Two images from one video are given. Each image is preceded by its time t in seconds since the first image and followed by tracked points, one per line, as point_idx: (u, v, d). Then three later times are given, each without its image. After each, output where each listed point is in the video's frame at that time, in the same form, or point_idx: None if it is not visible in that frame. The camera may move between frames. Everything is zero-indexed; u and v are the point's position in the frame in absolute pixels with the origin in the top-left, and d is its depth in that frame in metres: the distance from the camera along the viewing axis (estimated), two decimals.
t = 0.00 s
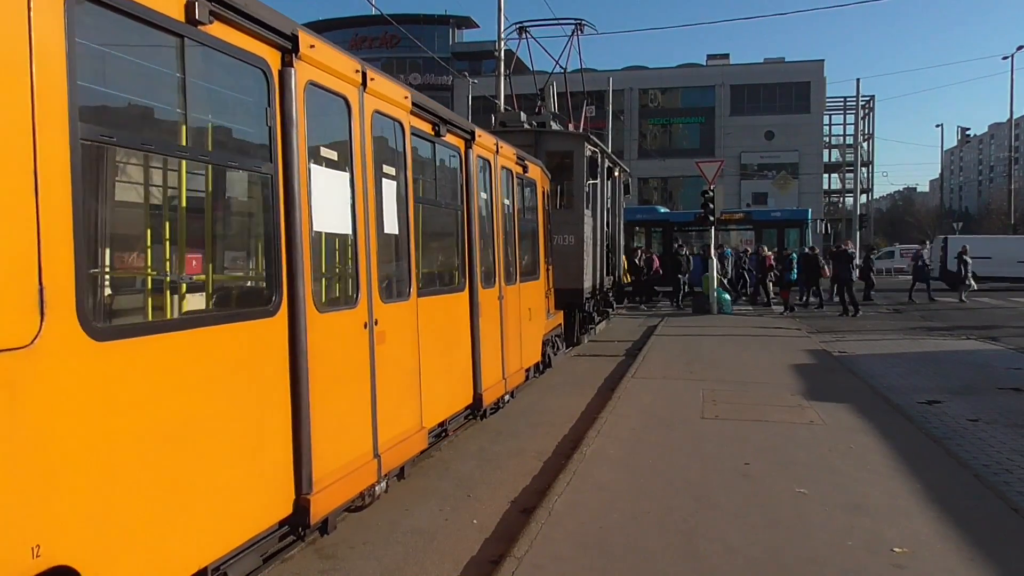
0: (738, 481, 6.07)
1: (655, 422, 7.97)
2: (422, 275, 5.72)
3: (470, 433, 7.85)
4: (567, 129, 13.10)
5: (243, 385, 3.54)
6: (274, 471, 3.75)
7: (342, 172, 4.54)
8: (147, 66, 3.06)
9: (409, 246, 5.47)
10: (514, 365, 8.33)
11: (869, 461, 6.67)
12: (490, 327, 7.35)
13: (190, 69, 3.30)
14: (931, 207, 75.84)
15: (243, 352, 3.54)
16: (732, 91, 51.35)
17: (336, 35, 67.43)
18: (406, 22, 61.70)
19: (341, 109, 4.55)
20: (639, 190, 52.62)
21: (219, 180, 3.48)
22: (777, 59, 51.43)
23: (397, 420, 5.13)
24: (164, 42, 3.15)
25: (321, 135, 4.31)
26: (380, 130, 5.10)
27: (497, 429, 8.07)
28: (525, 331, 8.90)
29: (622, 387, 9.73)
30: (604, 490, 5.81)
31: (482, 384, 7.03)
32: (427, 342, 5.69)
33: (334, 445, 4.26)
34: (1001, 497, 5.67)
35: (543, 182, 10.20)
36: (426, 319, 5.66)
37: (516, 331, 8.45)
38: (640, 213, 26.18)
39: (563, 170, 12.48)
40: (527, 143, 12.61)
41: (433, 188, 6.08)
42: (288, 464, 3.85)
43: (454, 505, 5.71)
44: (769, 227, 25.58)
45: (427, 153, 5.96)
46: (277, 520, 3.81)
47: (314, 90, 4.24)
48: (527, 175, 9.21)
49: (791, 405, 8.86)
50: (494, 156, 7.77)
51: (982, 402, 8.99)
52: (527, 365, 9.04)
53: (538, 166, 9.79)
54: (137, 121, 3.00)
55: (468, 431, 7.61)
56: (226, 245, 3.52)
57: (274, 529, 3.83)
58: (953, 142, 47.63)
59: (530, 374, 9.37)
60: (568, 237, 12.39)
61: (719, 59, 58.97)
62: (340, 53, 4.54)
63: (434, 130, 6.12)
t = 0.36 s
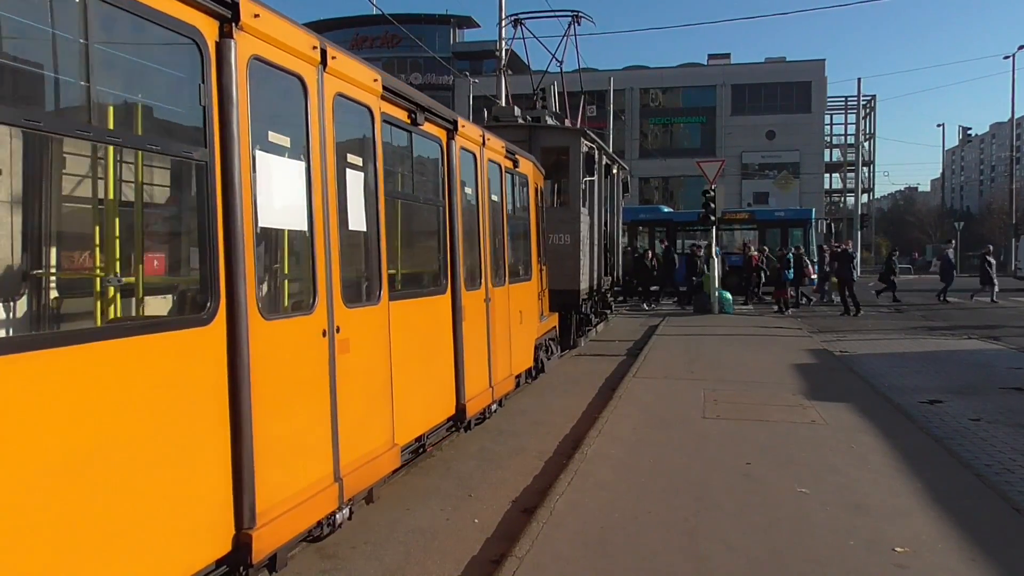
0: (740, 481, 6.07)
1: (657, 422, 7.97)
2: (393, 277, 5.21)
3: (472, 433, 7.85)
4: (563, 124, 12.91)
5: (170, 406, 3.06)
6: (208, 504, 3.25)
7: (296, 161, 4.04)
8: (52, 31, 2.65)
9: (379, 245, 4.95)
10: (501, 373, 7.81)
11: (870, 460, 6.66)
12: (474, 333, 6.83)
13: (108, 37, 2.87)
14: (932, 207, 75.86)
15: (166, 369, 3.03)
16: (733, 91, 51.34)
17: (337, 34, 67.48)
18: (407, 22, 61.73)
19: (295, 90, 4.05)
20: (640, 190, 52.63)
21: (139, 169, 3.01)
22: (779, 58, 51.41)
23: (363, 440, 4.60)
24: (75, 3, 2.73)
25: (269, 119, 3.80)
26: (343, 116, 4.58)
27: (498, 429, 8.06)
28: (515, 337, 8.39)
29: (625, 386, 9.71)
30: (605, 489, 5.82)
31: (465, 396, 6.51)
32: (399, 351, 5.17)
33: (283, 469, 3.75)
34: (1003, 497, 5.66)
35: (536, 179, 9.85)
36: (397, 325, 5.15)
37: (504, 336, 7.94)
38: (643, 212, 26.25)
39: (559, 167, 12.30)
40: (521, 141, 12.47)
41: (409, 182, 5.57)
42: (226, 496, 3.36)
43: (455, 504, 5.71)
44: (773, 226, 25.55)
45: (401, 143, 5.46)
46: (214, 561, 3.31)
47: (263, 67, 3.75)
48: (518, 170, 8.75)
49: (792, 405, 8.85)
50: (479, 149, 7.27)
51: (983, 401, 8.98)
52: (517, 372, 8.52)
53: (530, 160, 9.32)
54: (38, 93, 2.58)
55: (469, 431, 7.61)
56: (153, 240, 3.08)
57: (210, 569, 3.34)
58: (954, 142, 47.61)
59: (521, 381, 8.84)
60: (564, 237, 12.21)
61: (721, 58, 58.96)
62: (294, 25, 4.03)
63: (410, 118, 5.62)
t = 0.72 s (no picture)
0: (741, 480, 6.08)
1: (658, 421, 7.98)
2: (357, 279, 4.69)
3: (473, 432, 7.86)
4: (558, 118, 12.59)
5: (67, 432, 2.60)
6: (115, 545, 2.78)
7: (235, 146, 3.56)
8: None
9: (340, 243, 4.45)
10: (487, 381, 7.29)
11: (871, 460, 6.66)
12: (456, 339, 6.32)
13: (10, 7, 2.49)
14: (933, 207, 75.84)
15: (57, 385, 2.56)
16: (734, 90, 51.32)
17: (338, 34, 67.47)
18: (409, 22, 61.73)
19: (234, 65, 3.57)
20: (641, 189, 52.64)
21: (43, 154, 2.68)
22: (780, 58, 51.38)
23: (318, 459, 4.11)
24: None
25: (199, 98, 3.33)
26: (296, 98, 4.08)
27: (499, 428, 8.07)
28: (502, 342, 7.86)
29: (626, 386, 9.72)
30: (606, 489, 5.82)
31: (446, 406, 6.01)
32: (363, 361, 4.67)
33: (213, 496, 3.27)
34: (1004, 496, 5.66)
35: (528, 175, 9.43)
36: (363, 332, 4.66)
37: (491, 340, 7.43)
38: (646, 212, 26.27)
39: (553, 164, 12.07)
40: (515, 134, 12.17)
41: (377, 173, 5.06)
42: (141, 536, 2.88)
43: (456, 504, 5.72)
44: (777, 225, 25.56)
45: (368, 131, 4.96)
46: None
47: (192, 36, 3.28)
48: (507, 164, 8.31)
49: (793, 405, 8.83)
50: (461, 140, 6.75)
51: (985, 401, 8.95)
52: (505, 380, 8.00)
53: (520, 154, 8.84)
54: None
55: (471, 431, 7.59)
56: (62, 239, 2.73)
57: None
58: (955, 141, 47.60)
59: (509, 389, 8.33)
60: (560, 236, 11.87)
61: (722, 58, 58.93)
62: None
63: (380, 103, 5.11)
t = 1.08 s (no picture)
0: (744, 480, 6.07)
1: (660, 420, 7.98)
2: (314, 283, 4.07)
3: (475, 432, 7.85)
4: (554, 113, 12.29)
5: None
6: None
7: (151, 125, 2.98)
8: None
9: (292, 240, 3.86)
10: (473, 392, 6.67)
11: (875, 459, 6.65)
12: (438, 349, 5.70)
13: None
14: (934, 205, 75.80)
15: None
16: (736, 89, 51.28)
17: (338, 34, 67.45)
18: (409, 22, 61.72)
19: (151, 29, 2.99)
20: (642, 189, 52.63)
21: None
22: (782, 56, 51.33)
23: (265, 487, 3.54)
24: None
25: (98, 66, 2.73)
26: (233, 75, 3.49)
27: (501, 428, 8.06)
28: (490, 351, 7.22)
29: (628, 386, 9.71)
30: (608, 489, 5.81)
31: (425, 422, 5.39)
32: (322, 373, 4.06)
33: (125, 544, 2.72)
34: (1008, 496, 5.65)
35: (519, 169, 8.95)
36: (324, 343, 4.09)
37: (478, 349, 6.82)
38: (649, 212, 26.26)
39: (548, 160, 11.82)
40: (508, 128, 11.82)
41: (341, 163, 4.47)
42: None
43: (458, 504, 5.71)
44: (782, 225, 25.57)
45: (329, 117, 4.37)
46: None
47: None
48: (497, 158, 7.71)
49: (796, 405, 8.80)
50: (443, 129, 6.13)
51: (988, 400, 8.94)
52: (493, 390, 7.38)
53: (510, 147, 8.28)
54: None
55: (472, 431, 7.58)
56: None
57: None
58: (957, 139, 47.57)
59: (498, 400, 7.72)
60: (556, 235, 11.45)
61: (723, 56, 58.91)
62: None
63: (343, 85, 4.52)
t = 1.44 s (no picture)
0: (746, 479, 6.07)
1: (662, 420, 7.99)
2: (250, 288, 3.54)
3: (477, 431, 7.87)
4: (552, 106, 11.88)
5: None
6: None
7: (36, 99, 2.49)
8: None
9: (224, 238, 3.35)
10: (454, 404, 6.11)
11: (877, 459, 6.65)
12: (412, 358, 5.16)
13: None
14: (937, 205, 75.74)
15: None
16: (738, 88, 51.25)
17: (341, 34, 67.52)
18: (412, 21, 61.77)
19: None
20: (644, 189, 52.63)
21: None
22: (785, 56, 51.28)
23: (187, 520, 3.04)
24: None
25: None
26: (147, 42, 2.97)
27: (504, 427, 8.08)
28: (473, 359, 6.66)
29: (631, 386, 9.71)
30: (610, 488, 5.82)
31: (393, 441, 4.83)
32: (260, 389, 3.54)
33: None
34: (1010, 496, 5.65)
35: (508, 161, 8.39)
36: (267, 354, 3.60)
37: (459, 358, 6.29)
38: (653, 212, 26.28)
39: (545, 157, 11.39)
40: (501, 122, 11.50)
41: (292, 153, 3.96)
42: None
43: (460, 503, 5.72)
44: (786, 225, 25.55)
45: (276, 100, 3.85)
46: None
47: None
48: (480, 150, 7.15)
49: (798, 405, 8.79)
50: (419, 117, 5.58)
51: (990, 400, 8.93)
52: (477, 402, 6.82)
53: (498, 140, 7.76)
54: None
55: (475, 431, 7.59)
56: None
57: None
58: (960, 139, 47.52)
59: (483, 411, 7.17)
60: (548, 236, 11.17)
61: (726, 55, 58.89)
62: None
63: (295, 63, 3.99)
